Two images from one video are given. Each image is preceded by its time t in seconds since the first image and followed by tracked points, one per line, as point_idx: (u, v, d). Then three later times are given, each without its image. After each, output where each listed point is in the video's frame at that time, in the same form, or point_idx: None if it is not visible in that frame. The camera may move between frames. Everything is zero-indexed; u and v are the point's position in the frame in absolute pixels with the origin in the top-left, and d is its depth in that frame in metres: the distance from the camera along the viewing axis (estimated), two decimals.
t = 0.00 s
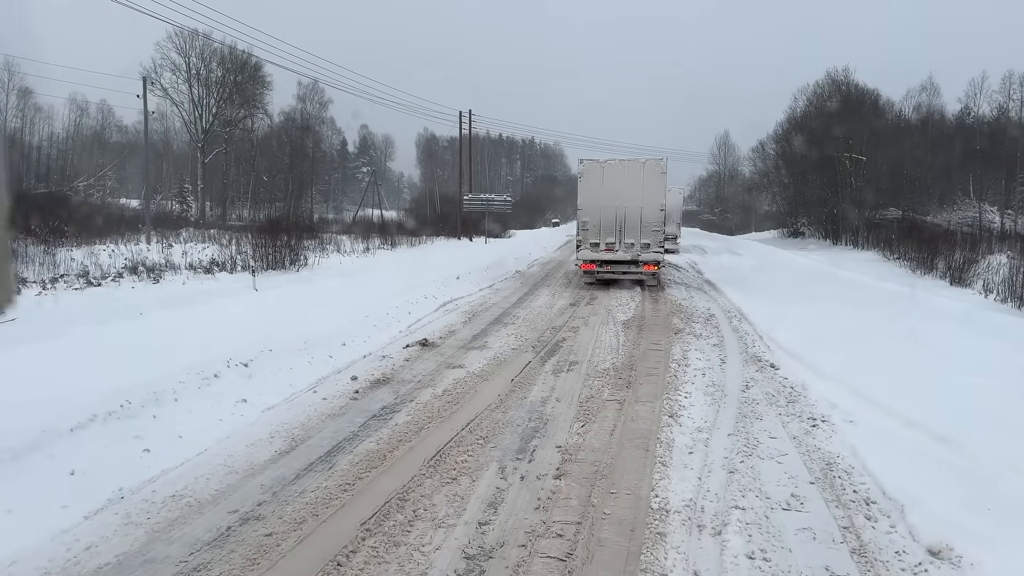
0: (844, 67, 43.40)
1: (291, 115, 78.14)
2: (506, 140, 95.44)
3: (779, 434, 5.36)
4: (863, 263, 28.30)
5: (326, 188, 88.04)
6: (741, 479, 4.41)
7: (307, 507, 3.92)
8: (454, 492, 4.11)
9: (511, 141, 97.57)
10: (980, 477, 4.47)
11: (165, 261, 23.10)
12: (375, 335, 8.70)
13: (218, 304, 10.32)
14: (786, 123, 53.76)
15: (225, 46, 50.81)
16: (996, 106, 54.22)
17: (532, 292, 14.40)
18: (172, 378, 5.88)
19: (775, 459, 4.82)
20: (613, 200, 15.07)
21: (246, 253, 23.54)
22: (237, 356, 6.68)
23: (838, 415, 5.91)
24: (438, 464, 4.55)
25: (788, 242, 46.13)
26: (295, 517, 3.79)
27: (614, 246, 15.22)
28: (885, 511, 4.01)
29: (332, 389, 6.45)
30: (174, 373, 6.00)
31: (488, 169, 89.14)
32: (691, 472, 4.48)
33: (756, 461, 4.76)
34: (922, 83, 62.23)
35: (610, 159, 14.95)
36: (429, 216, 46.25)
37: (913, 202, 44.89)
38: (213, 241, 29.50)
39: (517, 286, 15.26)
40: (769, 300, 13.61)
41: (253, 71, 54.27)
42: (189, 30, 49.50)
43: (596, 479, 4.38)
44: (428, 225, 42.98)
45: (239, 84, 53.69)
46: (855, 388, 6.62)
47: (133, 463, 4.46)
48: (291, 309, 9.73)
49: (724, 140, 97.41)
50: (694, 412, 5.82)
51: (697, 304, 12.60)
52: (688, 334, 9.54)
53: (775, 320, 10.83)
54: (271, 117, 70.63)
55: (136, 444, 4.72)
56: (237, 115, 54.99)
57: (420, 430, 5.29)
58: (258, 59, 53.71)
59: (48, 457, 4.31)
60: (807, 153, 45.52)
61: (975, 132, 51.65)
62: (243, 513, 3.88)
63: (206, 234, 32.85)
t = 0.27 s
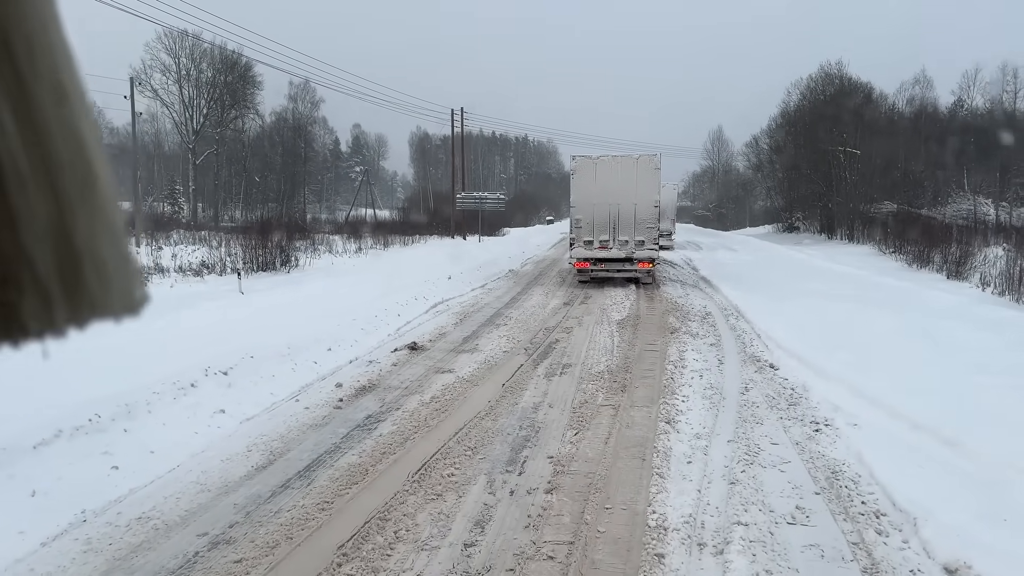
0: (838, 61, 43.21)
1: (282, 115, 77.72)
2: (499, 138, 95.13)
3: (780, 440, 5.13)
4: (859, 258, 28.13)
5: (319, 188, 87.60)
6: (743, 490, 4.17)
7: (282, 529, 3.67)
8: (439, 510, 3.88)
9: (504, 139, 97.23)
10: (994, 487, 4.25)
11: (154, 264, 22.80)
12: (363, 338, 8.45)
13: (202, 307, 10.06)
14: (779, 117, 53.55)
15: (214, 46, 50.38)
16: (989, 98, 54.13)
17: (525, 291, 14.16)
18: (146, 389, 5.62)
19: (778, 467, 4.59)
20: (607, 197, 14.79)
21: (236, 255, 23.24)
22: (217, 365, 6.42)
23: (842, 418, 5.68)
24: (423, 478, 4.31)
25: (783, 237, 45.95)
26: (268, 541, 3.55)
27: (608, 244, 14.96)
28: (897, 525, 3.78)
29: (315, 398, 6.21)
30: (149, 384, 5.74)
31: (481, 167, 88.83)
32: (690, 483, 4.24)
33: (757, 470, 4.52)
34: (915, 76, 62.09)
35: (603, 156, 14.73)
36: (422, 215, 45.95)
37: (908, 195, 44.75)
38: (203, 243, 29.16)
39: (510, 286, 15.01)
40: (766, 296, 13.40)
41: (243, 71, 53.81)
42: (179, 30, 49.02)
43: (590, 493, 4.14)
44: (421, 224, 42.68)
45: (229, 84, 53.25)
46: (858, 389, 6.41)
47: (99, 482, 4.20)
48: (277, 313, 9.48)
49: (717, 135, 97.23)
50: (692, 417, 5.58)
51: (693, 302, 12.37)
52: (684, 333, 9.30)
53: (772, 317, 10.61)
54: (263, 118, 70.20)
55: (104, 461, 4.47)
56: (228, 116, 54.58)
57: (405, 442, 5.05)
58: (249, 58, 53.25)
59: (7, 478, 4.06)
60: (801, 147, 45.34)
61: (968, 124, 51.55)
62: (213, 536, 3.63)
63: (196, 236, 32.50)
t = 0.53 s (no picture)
0: (827, 57, 43.17)
1: (270, 116, 77.20)
2: (489, 137, 94.88)
3: (776, 449, 4.90)
4: (849, 255, 28.03)
5: (308, 188, 87.15)
6: (738, 504, 3.95)
7: (246, 554, 3.43)
8: (416, 530, 3.64)
9: (494, 138, 96.95)
10: (1002, 497, 4.04)
11: (139, 267, 22.47)
12: (345, 343, 8.21)
13: (180, 312, 9.79)
14: (769, 115, 53.50)
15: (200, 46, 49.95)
16: (977, 94, 54.21)
17: (514, 292, 13.92)
18: (112, 401, 5.37)
19: (774, 478, 4.36)
20: (596, 196, 14.58)
21: (221, 257, 22.93)
22: (188, 374, 6.17)
23: (839, 424, 5.46)
24: (400, 496, 4.06)
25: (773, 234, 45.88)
26: (231, 567, 3.30)
27: (598, 243, 14.75)
28: (902, 541, 3.56)
29: (292, 407, 5.95)
30: (115, 394, 5.50)
31: (471, 167, 88.56)
32: (682, 498, 4.01)
33: (753, 482, 4.30)
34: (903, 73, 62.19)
35: (592, 155, 14.53)
36: (411, 215, 45.68)
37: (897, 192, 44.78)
38: (189, 244, 28.81)
39: (498, 286, 14.77)
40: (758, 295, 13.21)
41: (230, 71, 53.39)
42: (163, 30, 48.56)
43: (576, 509, 3.91)
44: (410, 224, 42.42)
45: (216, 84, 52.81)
46: (853, 392, 6.20)
47: (54, 503, 3.94)
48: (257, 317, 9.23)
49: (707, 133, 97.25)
50: (683, 424, 5.35)
51: (684, 302, 12.17)
52: (675, 334, 9.08)
53: (764, 316, 10.42)
54: (251, 118, 69.71)
55: (61, 479, 4.21)
56: (215, 116, 54.12)
57: (383, 454, 4.80)
58: (235, 58, 52.84)
59: None
60: (790, 144, 45.30)
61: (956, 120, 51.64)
62: (172, 562, 3.38)
63: (182, 238, 32.14)
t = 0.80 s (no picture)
0: (812, 58, 43.21)
1: (255, 115, 76.60)
2: (476, 137, 94.62)
3: (767, 461, 4.69)
4: (835, 255, 28.01)
5: (293, 188, 86.61)
6: (728, 523, 3.73)
7: None
8: (386, 555, 3.40)
9: (480, 138, 96.70)
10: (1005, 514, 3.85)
11: (117, 268, 22.08)
12: (322, 348, 7.96)
13: (154, 316, 9.52)
14: (755, 115, 53.47)
15: (183, 45, 49.34)
16: (961, 95, 54.47)
17: (498, 294, 13.69)
18: (70, 413, 5.11)
19: (766, 494, 4.15)
20: (582, 196, 14.36)
21: (202, 257, 22.55)
22: (153, 383, 5.92)
23: (831, 432, 5.26)
24: (371, 516, 3.82)
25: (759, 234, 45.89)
26: None
27: (583, 244, 14.54)
28: (902, 564, 3.36)
29: (263, 418, 5.69)
30: (74, 406, 5.24)
31: (457, 166, 88.26)
32: (670, 517, 3.79)
33: (744, 498, 4.08)
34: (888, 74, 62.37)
35: (577, 154, 14.32)
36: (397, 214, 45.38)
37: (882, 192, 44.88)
38: (170, 245, 28.40)
39: (482, 288, 14.53)
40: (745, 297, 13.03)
41: (213, 69, 52.87)
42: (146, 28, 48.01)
43: (558, 530, 3.69)
44: (395, 224, 42.09)
45: (199, 83, 52.30)
46: (845, 399, 6.00)
47: None
48: (233, 320, 8.96)
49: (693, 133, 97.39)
50: (671, 435, 5.13)
51: (671, 304, 11.96)
52: (662, 338, 8.87)
53: (751, 320, 10.22)
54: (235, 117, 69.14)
55: (8, 500, 3.95)
56: (198, 115, 53.52)
57: (356, 468, 4.56)
58: (219, 57, 52.34)
59: None
60: (776, 144, 45.31)
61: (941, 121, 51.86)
62: None
63: (163, 238, 31.72)
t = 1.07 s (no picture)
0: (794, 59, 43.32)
1: (234, 111, 75.79)
2: (458, 135, 94.27)
3: (752, 472, 4.50)
4: (815, 256, 28.03)
5: (273, 185, 85.82)
6: (714, 542, 3.52)
7: None
8: None
9: (463, 136, 96.40)
10: (1002, 532, 3.68)
11: (88, 265, 21.60)
12: (292, 351, 7.69)
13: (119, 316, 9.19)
14: (736, 115, 53.54)
15: (161, 39, 48.57)
16: (940, 98, 54.89)
17: (478, 294, 13.46)
18: (17, 421, 4.83)
19: (752, 509, 3.94)
20: (563, 195, 14.13)
21: (175, 255, 22.11)
22: (109, 388, 5.63)
23: (818, 442, 5.07)
24: (332, 536, 3.57)
25: (740, 235, 45.97)
26: None
27: (565, 244, 14.32)
28: None
29: (225, 426, 5.42)
30: (22, 414, 4.95)
31: (439, 164, 87.85)
32: (651, 535, 3.58)
33: (729, 513, 3.88)
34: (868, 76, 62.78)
35: (559, 153, 14.10)
36: (378, 212, 45.01)
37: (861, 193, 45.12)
38: (144, 241, 27.89)
39: (461, 288, 14.29)
40: (727, 299, 12.88)
41: (192, 64, 52.15)
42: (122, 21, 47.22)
43: (532, 550, 3.47)
44: (376, 222, 41.71)
45: (178, 78, 51.57)
46: (831, 406, 5.82)
47: None
48: (200, 321, 8.66)
49: (674, 133, 97.64)
50: (652, 444, 4.93)
51: (651, 305, 11.79)
52: (643, 340, 8.67)
53: (733, 322, 10.04)
54: (214, 113, 68.34)
55: None
56: (176, 111, 52.75)
57: (319, 482, 4.30)
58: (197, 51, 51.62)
59: None
60: (758, 145, 45.42)
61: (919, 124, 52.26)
62: None
63: (138, 234, 31.17)
